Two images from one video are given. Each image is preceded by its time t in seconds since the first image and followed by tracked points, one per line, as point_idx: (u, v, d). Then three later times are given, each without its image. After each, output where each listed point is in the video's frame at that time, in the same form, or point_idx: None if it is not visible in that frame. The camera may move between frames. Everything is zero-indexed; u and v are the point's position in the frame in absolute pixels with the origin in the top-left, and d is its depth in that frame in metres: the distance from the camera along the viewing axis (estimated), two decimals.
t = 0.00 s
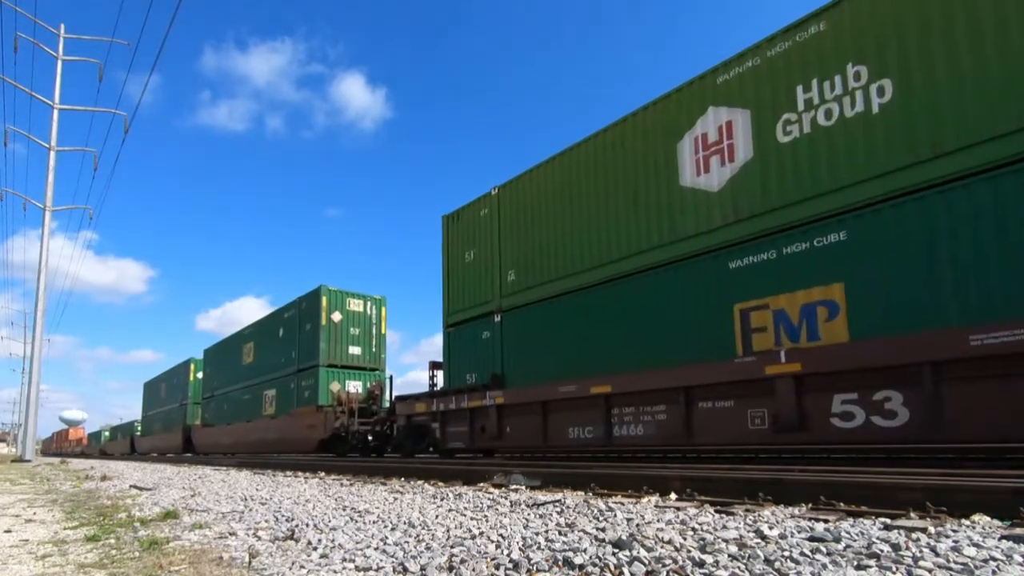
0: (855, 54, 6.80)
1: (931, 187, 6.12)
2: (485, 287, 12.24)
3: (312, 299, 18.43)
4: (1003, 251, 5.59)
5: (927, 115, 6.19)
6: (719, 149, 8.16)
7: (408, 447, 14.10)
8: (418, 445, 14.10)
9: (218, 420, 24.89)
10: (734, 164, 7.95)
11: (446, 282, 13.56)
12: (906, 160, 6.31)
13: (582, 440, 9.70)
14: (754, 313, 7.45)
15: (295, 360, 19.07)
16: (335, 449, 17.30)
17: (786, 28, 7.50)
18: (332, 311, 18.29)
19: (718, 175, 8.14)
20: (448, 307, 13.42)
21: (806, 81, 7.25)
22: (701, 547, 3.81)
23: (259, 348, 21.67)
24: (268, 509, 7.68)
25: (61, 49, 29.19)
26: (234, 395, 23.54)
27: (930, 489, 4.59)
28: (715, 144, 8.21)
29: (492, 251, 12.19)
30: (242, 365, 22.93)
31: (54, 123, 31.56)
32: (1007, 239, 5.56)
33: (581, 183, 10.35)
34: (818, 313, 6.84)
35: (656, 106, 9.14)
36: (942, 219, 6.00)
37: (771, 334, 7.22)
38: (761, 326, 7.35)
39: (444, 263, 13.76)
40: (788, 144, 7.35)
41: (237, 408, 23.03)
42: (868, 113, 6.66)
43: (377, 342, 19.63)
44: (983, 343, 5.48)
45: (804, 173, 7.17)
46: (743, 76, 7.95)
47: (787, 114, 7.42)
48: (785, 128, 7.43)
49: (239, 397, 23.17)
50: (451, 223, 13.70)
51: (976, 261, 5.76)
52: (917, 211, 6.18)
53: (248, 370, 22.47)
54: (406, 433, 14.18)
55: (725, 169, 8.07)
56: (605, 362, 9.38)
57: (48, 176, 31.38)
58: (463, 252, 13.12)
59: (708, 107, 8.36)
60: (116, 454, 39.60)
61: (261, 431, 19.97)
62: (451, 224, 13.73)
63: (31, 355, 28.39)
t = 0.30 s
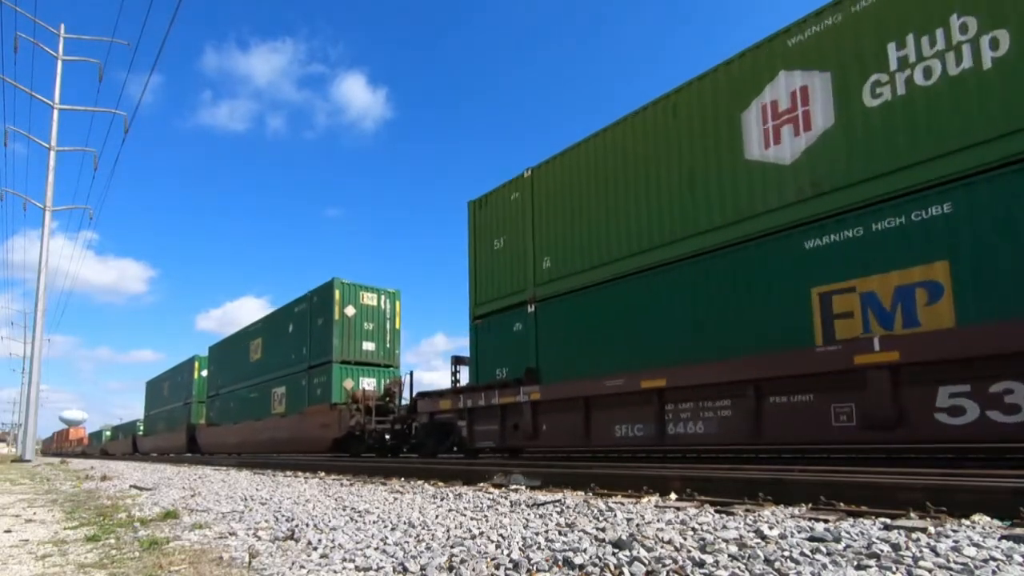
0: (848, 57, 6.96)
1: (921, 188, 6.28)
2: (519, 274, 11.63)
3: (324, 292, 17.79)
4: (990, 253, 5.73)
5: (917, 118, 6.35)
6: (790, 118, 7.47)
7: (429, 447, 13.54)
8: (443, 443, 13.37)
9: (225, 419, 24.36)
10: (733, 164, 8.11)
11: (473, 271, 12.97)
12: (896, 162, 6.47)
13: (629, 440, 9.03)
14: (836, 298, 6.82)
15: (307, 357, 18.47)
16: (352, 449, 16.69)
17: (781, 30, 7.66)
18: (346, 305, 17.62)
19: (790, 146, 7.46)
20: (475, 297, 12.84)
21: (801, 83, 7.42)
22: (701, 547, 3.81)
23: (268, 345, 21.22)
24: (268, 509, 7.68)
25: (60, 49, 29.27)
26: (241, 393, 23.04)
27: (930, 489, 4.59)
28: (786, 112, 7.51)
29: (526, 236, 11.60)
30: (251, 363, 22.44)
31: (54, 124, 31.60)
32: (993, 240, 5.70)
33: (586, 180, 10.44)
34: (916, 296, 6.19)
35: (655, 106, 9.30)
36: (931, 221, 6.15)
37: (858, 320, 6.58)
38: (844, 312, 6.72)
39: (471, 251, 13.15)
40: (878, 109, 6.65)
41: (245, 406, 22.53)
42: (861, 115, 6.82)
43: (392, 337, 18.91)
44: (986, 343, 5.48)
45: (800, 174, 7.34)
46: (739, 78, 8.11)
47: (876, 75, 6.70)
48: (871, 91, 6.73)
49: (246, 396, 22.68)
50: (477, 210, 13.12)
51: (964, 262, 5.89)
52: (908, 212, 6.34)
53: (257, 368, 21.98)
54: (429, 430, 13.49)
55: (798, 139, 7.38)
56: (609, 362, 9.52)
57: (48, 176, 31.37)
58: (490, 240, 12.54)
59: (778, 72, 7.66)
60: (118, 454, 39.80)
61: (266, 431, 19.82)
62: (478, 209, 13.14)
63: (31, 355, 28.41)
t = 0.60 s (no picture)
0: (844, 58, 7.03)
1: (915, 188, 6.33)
2: (558, 260, 10.90)
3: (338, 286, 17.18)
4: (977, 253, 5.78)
5: (905, 122, 6.46)
6: (881, 80, 6.64)
7: (455, 446, 12.70)
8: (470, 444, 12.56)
9: (234, 417, 23.90)
10: (733, 164, 8.18)
11: (504, 258, 12.28)
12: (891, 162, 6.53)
13: (646, 440, 8.85)
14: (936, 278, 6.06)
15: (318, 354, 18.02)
16: (369, 449, 15.84)
17: (778, 31, 7.72)
18: (359, 299, 17.10)
19: (880, 111, 6.65)
20: (506, 286, 12.16)
21: (798, 84, 7.48)
22: (701, 547, 3.81)
23: (277, 342, 20.75)
24: (268, 509, 7.68)
25: (61, 49, 29.30)
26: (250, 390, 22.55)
27: (930, 489, 4.60)
28: (875, 73, 6.69)
29: (565, 220, 10.90)
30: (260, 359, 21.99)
31: (54, 123, 31.67)
32: (979, 241, 5.75)
33: (598, 176, 10.34)
34: None
35: (656, 105, 9.36)
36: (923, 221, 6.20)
37: (968, 304, 5.76)
38: (951, 294, 5.93)
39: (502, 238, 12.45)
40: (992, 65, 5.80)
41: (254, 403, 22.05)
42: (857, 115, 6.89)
43: (407, 332, 18.44)
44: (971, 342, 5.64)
45: (797, 174, 7.40)
46: (738, 79, 8.20)
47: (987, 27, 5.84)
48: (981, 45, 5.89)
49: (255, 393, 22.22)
50: (509, 194, 12.39)
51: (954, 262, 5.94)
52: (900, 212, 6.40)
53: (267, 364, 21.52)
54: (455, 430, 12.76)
55: (891, 103, 6.57)
56: (609, 361, 9.59)
57: (48, 176, 31.38)
58: (524, 225, 11.87)
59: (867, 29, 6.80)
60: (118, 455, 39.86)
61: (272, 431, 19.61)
62: (511, 191, 12.42)
63: (31, 355, 28.42)
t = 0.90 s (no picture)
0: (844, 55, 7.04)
1: (914, 189, 6.32)
2: (598, 246, 10.06)
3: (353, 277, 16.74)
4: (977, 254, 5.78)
5: (884, 128, 6.62)
6: (994, 31, 5.80)
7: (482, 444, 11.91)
8: (499, 443, 11.70)
9: (242, 416, 23.38)
10: (735, 163, 8.15)
11: (538, 249, 11.41)
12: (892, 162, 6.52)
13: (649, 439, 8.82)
14: None
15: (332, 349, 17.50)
16: (386, 449, 15.24)
17: (778, 31, 7.74)
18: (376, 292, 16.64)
19: (993, 66, 5.82)
20: (540, 276, 11.31)
21: (798, 83, 7.50)
22: (701, 547, 3.81)
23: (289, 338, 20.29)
24: (268, 509, 7.68)
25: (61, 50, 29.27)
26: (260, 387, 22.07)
27: (930, 489, 4.60)
28: (986, 23, 5.84)
29: (605, 203, 10.05)
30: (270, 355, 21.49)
31: (54, 123, 31.67)
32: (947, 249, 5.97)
33: (628, 161, 9.72)
34: None
35: (656, 105, 9.35)
36: (923, 221, 6.21)
37: None
38: None
39: (534, 228, 11.62)
40: None
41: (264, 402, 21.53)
42: (858, 114, 6.87)
43: (424, 326, 17.99)
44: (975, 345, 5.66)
45: (794, 174, 7.43)
46: (740, 78, 8.19)
47: None
48: None
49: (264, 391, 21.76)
50: (541, 174, 11.56)
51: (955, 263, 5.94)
52: (901, 213, 6.40)
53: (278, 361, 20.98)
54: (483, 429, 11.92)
55: (1006, 57, 5.73)
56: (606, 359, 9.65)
57: (48, 176, 31.40)
58: (560, 213, 11.01)
59: None
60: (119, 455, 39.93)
61: (282, 428, 19.30)
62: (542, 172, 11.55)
63: (31, 355, 28.43)
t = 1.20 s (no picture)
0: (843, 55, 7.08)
1: (916, 188, 6.33)
2: (647, 228, 9.22)
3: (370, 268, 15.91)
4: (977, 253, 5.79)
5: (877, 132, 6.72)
6: None
7: (512, 445, 11.23)
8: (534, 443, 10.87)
9: (249, 415, 22.71)
10: (735, 164, 8.13)
11: (576, 235, 10.53)
12: (893, 162, 6.54)
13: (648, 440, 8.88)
14: None
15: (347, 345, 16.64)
16: (405, 448, 14.80)
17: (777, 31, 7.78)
18: (393, 283, 15.78)
19: None
20: (577, 264, 10.40)
21: (799, 82, 7.50)
22: (701, 547, 3.81)
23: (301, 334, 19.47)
24: (268, 509, 7.68)
25: (60, 49, 29.18)
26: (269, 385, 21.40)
27: (930, 489, 4.60)
28: None
29: (651, 183, 9.26)
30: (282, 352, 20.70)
31: (54, 124, 31.63)
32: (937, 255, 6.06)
33: (634, 155, 9.59)
34: None
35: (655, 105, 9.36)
36: (923, 221, 6.21)
37: None
38: None
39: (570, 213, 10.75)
40: None
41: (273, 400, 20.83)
42: (860, 114, 6.89)
43: (443, 321, 17.09)
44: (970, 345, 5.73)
45: (794, 175, 7.45)
46: (738, 77, 8.20)
47: None
48: None
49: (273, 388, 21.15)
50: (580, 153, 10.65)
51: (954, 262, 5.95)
52: (902, 213, 6.40)
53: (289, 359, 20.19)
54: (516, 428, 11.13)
55: None
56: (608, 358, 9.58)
57: (48, 176, 31.42)
58: (600, 195, 10.14)
59: None
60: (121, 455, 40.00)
61: (293, 428, 18.74)
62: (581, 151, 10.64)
63: (31, 355, 28.42)
